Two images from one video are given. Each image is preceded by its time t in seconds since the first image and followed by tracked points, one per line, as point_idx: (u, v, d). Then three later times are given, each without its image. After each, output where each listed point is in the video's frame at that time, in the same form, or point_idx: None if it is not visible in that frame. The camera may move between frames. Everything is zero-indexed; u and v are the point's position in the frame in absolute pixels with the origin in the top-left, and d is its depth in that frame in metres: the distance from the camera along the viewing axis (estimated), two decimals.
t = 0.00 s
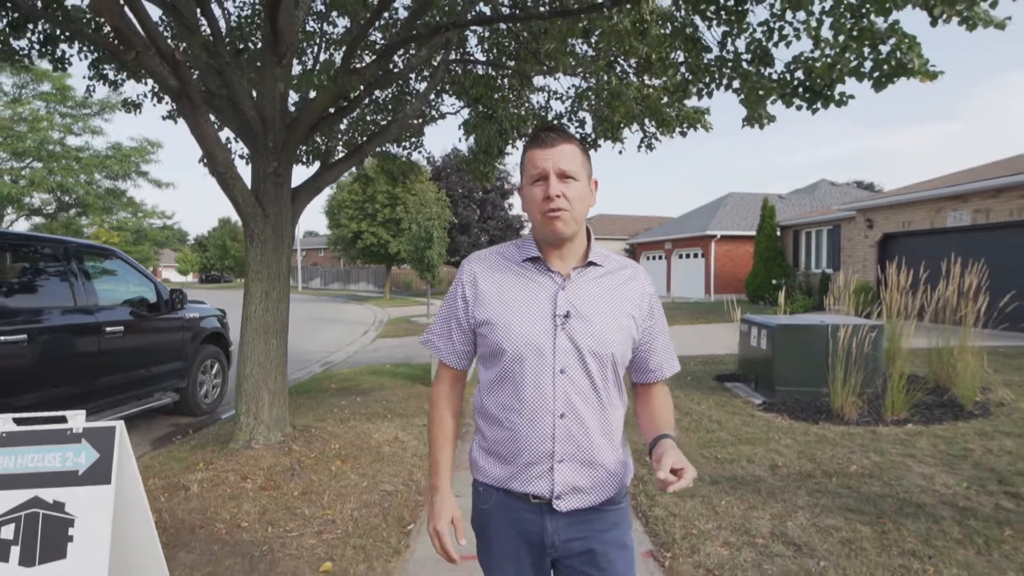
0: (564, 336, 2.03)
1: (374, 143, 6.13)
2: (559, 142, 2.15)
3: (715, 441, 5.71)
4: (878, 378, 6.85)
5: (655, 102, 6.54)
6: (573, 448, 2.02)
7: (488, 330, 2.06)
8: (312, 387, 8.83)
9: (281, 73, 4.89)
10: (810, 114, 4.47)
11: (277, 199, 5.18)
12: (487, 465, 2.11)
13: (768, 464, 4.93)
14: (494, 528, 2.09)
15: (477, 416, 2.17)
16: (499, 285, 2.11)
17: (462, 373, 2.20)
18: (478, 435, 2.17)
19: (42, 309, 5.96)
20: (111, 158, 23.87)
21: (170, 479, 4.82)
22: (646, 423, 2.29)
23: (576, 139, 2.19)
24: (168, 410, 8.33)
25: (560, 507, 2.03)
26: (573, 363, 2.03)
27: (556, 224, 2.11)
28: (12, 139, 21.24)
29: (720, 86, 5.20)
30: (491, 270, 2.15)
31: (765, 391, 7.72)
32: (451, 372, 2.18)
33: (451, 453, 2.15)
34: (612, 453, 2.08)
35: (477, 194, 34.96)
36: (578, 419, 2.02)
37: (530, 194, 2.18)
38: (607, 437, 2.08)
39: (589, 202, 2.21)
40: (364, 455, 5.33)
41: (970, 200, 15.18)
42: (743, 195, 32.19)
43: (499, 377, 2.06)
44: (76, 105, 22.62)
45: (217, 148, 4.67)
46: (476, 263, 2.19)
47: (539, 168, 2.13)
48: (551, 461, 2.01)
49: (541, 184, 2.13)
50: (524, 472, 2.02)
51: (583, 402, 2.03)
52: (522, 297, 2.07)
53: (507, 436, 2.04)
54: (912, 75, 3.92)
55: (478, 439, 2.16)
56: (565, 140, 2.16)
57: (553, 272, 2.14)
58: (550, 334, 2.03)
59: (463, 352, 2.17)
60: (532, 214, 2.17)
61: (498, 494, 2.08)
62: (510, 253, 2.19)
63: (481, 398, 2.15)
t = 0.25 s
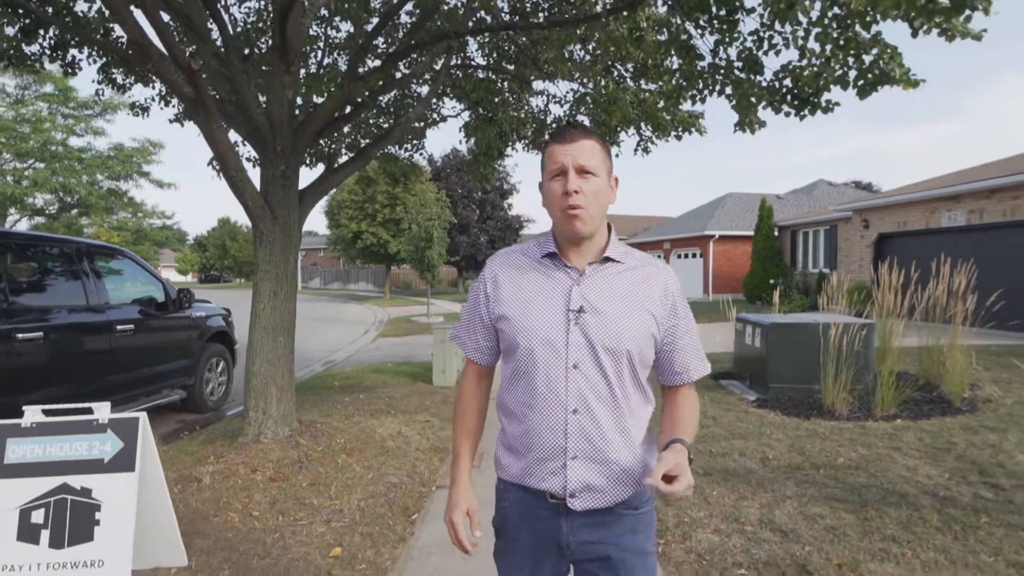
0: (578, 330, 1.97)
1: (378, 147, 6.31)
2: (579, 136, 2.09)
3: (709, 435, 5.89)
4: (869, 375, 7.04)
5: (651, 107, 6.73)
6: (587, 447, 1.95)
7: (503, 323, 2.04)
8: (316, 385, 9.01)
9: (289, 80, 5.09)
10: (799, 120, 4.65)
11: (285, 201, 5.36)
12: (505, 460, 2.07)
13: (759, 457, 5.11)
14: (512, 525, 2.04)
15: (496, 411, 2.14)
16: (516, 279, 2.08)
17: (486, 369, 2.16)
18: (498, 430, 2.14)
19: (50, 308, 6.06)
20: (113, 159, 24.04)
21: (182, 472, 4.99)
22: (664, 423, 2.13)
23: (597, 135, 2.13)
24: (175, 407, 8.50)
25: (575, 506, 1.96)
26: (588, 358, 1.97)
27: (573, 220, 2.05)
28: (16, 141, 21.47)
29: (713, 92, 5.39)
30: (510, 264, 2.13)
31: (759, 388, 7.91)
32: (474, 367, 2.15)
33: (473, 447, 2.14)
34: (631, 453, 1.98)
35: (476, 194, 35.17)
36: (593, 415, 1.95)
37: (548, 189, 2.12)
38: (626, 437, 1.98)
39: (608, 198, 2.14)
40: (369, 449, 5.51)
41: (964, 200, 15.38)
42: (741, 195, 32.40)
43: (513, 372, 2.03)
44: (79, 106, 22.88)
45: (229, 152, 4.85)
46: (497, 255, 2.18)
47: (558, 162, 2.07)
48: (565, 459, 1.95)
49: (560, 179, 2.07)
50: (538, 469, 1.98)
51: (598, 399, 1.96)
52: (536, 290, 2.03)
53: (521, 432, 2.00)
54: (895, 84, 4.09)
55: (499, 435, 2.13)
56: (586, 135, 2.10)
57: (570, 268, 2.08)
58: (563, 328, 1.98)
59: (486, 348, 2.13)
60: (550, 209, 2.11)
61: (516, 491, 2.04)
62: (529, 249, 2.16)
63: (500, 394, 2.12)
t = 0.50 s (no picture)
0: (596, 324, 2.05)
1: (381, 150, 6.47)
2: (593, 133, 2.13)
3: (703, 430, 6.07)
4: (861, 372, 7.22)
5: (648, 111, 6.89)
6: (608, 437, 2.01)
7: (525, 320, 2.14)
8: (319, 382, 9.19)
9: (297, 85, 5.26)
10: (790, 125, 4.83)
11: (293, 203, 5.53)
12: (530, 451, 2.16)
13: (752, 450, 5.29)
14: (530, 509, 2.11)
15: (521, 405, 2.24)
16: (537, 277, 2.18)
17: (512, 364, 2.29)
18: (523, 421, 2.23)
19: (57, 306, 6.03)
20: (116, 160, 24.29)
21: (194, 464, 5.16)
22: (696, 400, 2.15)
23: (614, 129, 2.16)
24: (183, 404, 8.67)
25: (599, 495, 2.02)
26: (606, 351, 2.04)
27: (589, 215, 2.12)
28: (19, 142, 21.73)
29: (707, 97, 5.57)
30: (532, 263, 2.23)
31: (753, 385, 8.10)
32: (501, 363, 2.29)
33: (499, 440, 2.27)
34: (652, 442, 2.03)
35: (475, 195, 35.36)
36: (612, 406, 2.01)
37: (564, 185, 2.18)
38: (648, 427, 2.04)
39: (624, 192, 2.18)
40: (375, 443, 5.68)
41: (958, 201, 15.57)
42: (738, 196, 32.61)
43: (536, 366, 2.12)
44: (81, 108, 23.16)
45: (240, 156, 5.04)
46: (521, 254, 2.29)
47: (572, 159, 2.12)
48: (587, 449, 2.02)
49: (575, 176, 2.13)
50: (562, 460, 2.05)
51: (617, 390, 2.02)
52: (555, 287, 2.12)
53: (544, 423, 2.09)
54: (881, 91, 4.23)
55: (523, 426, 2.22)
56: (602, 131, 2.14)
57: (587, 262, 2.16)
58: (582, 323, 2.06)
59: (510, 343, 2.25)
60: (566, 205, 2.18)
61: (538, 479, 2.11)
62: (550, 245, 2.24)
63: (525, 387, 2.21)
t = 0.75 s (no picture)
0: (604, 326, 2.02)
1: (384, 153, 6.64)
2: (591, 138, 2.10)
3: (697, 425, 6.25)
4: (852, 370, 7.40)
5: (644, 115, 7.05)
6: (621, 438, 1.99)
7: (531, 323, 2.09)
8: (322, 380, 9.37)
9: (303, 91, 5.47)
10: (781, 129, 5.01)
11: (300, 205, 5.70)
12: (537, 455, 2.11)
13: (744, 444, 5.47)
14: (538, 504, 2.08)
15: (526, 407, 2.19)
16: (542, 278, 2.13)
17: (514, 366, 2.23)
18: (527, 424, 2.18)
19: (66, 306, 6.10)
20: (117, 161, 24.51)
21: (204, 458, 5.32)
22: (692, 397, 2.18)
23: (611, 133, 2.14)
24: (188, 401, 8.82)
25: (613, 495, 2.01)
26: (615, 353, 2.02)
27: (591, 221, 2.09)
28: (22, 143, 21.97)
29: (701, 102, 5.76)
30: (534, 264, 2.18)
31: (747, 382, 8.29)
32: (505, 364, 2.22)
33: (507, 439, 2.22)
34: (663, 440, 2.03)
35: (474, 196, 35.56)
36: (623, 407, 2.00)
37: (565, 191, 2.15)
38: (657, 426, 2.04)
39: (625, 195, 2.16)
40: (379, 438, 5.86)
41: (951, 202, 15.77)
42: (736, 197, 32.82)
43: (543, 369, 2.08)
44: (82, 108, 23.36)
45: (249, 160, 5.23)
46: (521, 256, 2.24)
47: (571, 165, 2.10)
48: (599, 450, 2.00)
49: (574, 182, 2.10)
50: (574, 462, 2.01)
51: (627, 391, 2.01)
52: (562, 288, 2.08)
53: (554, 426, 2.04)
54: (866, 98, 4.41)
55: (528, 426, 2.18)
56: (599, 136, 2.11)
57: (592, 265, 2.12)
58: (590, 325, 2.03)
59: (513, 345, 2.19)
60: (567, 211, 2.15)
61: (548, 479, 2.07)
62: (552, 247, 2.19)
63: (530, 390, 2.17)
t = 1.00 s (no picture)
0: (605, 335, 2.03)
1: (388, 156, 6.80)
2: (582, 146, 2.13)
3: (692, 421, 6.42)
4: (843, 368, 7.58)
5: (640, 118, 7.20)
6: (627, 444, 2.02)
7: (527, 335, 2.04)
8: (325, 378, 9.54)
9: (309, 98, 5.67)
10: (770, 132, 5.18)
11: (305, 206, 5.88)
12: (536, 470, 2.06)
13: (736, 439, 5.65)
14: (543, 525, 2.02)
15: (518, 421, 2.14)
16: (534, 290, 2.08)
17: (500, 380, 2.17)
18: (519, 439, 2.14)
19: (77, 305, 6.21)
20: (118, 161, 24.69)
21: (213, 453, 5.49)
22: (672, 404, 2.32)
23: (600, 142, 2.17)
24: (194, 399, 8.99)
25: (621, 502, 2.02)
26: (617, 361, 2.03)
27: (584, 228, 2.09)
28: (24, 144, 22.19)
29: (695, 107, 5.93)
30: (521, 275, 2.12)
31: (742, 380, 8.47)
32: (488, 379, 2.16)
33: (493, 458, 2.14)
34: (662, 442, 2.10)
35: (473, 196, 35.75)
36: (627, 414, 2.02)
37: (556, 199, 2.15)
38: (656, 428, 2.10)
39: (614, 204, 2.18)
40: (382, 434, 6.03)
41: (945, 202, 15.94)
42: (733, 197, 33.01)
43: (543, 382, 2.04)
44: (84, 109, 23.58)
45: (257, 164, 5.42)
46: (504, 267, 2.17)
47: (564, 173, 2.10)
48: (607, 459, 2.00)
49: (567, 189, 2.11)
50: (582, 474, 1.99)
51: (630, 397, 2.03)
52: (558, 299, 2.06)
53: (559, 439, 2.01)
54: (852, 104, 4.59)
55: (520, 441, 2.13)
56: (589, 144, 2.14)
57: (585, 273, 2.12)
58: (592, 335, 2.02)
59: (500, 360, 2.14)
60: (558, 219, 2.15)
61: (553, 495, 2.02)
62: (540, 257, 2.16)
63: (523, 404, 2.12)
